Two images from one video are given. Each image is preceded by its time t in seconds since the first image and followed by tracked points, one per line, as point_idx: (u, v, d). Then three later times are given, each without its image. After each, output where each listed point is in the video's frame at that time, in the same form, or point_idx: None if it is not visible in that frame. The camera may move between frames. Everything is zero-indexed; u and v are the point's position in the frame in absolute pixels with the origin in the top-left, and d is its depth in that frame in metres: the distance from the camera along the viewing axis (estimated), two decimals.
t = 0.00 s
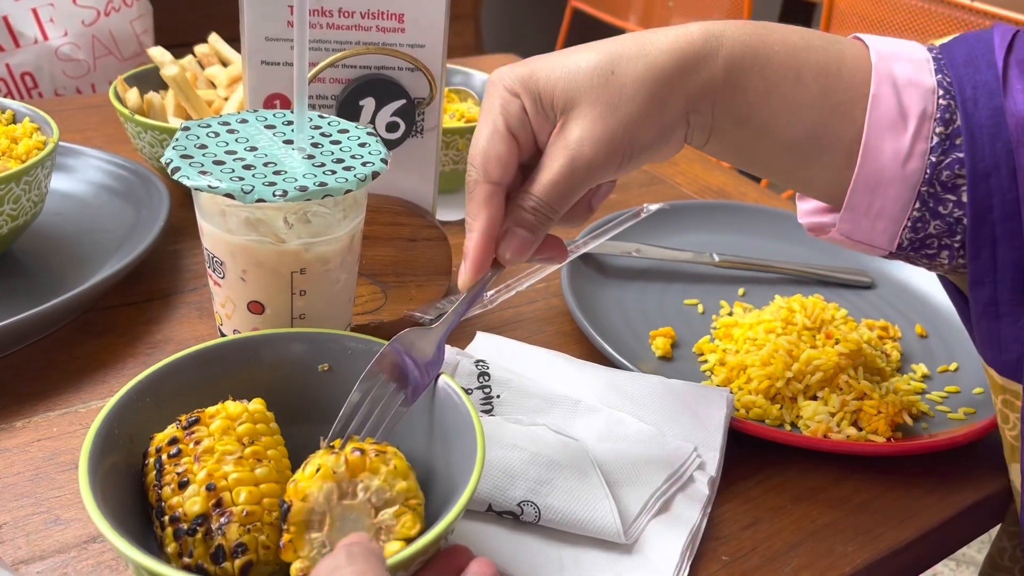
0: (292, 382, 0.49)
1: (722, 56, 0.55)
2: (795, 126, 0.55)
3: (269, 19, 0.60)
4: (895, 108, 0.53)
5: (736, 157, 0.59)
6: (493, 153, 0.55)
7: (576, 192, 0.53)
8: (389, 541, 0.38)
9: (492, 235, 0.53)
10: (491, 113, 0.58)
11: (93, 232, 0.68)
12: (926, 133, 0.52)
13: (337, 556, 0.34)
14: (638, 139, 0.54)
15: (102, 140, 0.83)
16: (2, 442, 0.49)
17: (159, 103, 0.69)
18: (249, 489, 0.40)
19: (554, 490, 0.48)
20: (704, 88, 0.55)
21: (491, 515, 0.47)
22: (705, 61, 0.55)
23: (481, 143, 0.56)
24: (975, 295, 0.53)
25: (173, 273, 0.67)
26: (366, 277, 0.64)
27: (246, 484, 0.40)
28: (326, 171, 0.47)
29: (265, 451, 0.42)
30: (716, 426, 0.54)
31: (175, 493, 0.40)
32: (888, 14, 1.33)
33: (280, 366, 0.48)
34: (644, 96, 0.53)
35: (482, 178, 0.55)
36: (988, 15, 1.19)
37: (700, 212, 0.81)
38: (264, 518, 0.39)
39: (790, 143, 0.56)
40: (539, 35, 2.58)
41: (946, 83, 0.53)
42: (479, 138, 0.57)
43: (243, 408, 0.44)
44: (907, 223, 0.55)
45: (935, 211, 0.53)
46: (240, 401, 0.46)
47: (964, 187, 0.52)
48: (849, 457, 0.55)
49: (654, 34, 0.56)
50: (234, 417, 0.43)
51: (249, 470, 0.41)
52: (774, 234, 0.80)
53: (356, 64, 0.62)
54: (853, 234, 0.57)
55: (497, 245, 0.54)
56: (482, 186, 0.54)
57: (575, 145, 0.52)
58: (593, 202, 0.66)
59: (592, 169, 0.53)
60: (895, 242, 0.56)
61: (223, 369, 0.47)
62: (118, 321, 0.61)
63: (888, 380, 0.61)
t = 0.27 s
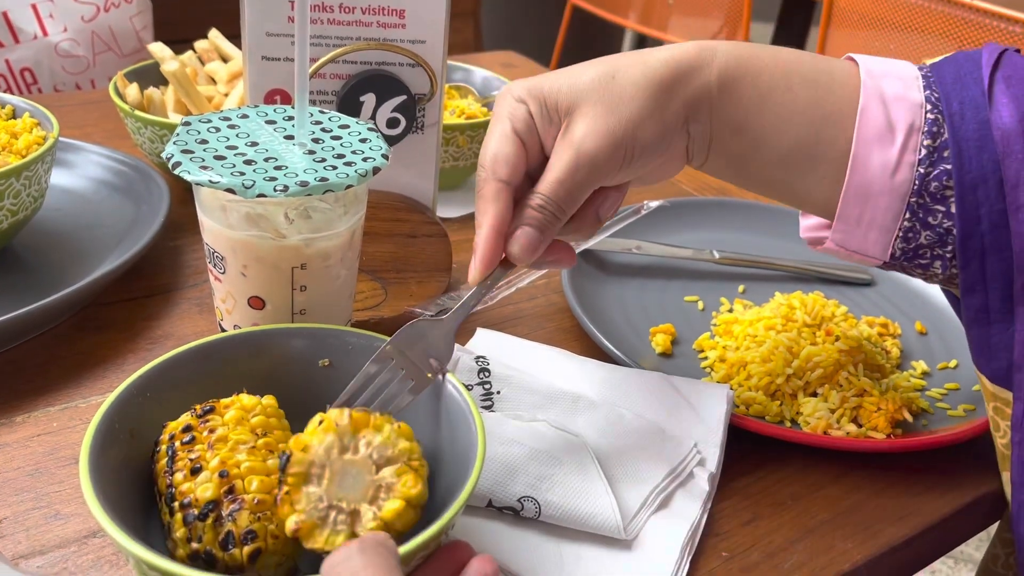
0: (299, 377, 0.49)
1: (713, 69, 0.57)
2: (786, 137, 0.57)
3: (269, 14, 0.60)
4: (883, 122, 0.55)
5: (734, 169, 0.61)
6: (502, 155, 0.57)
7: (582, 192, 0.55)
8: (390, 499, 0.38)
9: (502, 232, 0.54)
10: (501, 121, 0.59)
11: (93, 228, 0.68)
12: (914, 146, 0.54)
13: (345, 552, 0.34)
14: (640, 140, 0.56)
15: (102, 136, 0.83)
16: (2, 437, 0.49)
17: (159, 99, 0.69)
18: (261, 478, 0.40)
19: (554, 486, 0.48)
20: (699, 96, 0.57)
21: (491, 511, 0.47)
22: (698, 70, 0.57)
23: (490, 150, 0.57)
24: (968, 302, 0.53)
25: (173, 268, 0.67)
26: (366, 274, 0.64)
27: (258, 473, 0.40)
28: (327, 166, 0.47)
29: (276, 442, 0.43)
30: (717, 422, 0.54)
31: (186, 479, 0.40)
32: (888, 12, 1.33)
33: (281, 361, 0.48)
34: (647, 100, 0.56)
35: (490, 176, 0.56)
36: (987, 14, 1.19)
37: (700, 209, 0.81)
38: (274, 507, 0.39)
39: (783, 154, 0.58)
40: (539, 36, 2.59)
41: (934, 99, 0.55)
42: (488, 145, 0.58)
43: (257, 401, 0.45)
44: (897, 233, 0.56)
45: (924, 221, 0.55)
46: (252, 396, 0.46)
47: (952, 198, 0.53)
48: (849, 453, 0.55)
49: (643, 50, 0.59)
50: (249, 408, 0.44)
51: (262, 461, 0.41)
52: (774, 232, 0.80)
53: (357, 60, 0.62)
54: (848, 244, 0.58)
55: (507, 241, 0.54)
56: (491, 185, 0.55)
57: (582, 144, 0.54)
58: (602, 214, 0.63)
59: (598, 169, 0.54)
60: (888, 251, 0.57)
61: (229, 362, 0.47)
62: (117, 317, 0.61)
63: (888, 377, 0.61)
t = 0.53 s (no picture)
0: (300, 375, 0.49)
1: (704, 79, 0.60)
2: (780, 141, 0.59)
3: (268, 13, 0.60)
4: (868, 130, 0.56)
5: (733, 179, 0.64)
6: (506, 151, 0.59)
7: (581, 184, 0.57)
8: (368, 431, 0.38)
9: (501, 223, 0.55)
10: (507, 123, 0.61)
11: (92, 226, 0.68)
12: (899, 154, 0.55)
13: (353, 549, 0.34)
14: (636, 134, 0.59)
15: (101, 134, 0.83)
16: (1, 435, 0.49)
17: (158, 97, 0.69)
18: (266, 474, 0.40)
19: (552, 484, 0.48)
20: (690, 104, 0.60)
21: (489, 509, 0.48)
22: (691, 77, 0.60)
23: (495, 146, 0.60)
24: (956, 307, 0.53)
25: (172, 267, 0.67)
26: (365, 272, 0.65)
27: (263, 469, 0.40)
28: (326, 165, 0.47)
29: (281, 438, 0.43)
30: (714, 421, 0.55)
31: (191, 473, 0.40)
32: (888, 11, 1.33)
33: (281, 360, 0.48)
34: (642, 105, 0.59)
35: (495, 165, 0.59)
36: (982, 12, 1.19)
37: (698, 209, 0.81)
38: (279, 503, 0.39)
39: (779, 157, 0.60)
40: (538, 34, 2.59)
41: (919, 109, 0.56)
42: (493, 146, 0.60)
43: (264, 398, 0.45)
44: (886, 239, 0.57)
45: (911, 227, 0.56)
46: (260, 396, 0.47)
47: (937, 205, 0.54)
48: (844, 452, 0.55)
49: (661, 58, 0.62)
50: (255, 406, 0.45)
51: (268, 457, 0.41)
52: (772, 231, 0.81)
53: (356, 59, 0.62)
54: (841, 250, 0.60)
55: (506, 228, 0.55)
56: (495, 177, 0.57)
57: (578, 139, 0.56)
58: (604, 211, 0.64)
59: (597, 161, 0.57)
60: (878, 258, 0.58)
61: (231, 360, 0.47)
62: (117, 315, 0.61)
63: (885, 377, 0.62)
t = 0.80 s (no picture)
0: (291, 377, 0.49)
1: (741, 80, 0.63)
2: (816, 141, 0.61)
3: (266, 11, 0.60)
4: (895, 135, 0.58)
5: (761, 182, 0.67)
6: (542, 135, 0.61)
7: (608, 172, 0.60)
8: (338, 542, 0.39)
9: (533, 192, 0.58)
10: (540, 112, 0.63)
11: (90, 223, 0.67)
12: (926, 157, 0.57)
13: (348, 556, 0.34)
14: (671, 125, 0.62)
15: (98, 131, 0.83)
16: None
17: (156, 95, 0.69)
18: (253, 475, 0.41)
19: (550, 483, 0.48)
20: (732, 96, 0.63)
21: (487, 508, 0.48)
22: (725, 76, 0.63)
23: (533, 125, 0.63)
24: (975, 309, 0.53)
25: (170, 265, 0.67)
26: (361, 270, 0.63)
27: (251, 471, 0.41)
28: (324, 163, 0.47)
29: (274, 440, 0.43)
30: (711, 420, 0.55)
31: (181, 471, 0.40)
32: (887, 9, 1.33)
33: (277, 359, 0.48)
34: (681, 93, 0.62)
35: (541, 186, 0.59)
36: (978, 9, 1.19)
37: (696, 207, 0.81)
38: (263, 506, 0.40)
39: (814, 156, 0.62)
40: (537, 33, 2.59)
41: (946, 116, 0.58)
42: (533, 125, 0.63)
43: (262, 401, 0.45)
44: (910, 242, 0.59)
45: (935, 230, 0.58)
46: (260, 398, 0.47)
47: (962, 208, 0.56)
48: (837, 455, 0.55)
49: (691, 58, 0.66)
50: (250, 407, 0.45)
51: (256, 459, 0.42)
52: (770, 230, 0.81)
53: (354, 57, 0.62)
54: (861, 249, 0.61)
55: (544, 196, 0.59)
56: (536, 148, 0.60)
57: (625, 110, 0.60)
58: (635, 204, 0.67)
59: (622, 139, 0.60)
60: (901, 259, 0.60)
61: (226, 360, 0.47)
62: (114, 313, 0.61)
63: (882, 376, 0.62)
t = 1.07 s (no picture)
0: (286, 376, 0.49)
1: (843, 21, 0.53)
2: (888, 109, 0.55)
3: (263, 10, 0.60)
4: (975, 103, 0.54)
5: (810, 117, 0.57)
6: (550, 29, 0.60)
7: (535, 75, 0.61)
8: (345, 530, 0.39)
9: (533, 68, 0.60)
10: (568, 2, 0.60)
11: (87, 222, 0.68)
12: (999, 133, 0.54)
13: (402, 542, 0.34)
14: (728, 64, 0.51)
15: (95, 130, 0.83)
16: None
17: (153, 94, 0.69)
18: (248, 474, 0.41)
19: (545, 482, 0.48)
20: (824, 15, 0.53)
21: (481, 506, 0.48)
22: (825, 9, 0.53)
23: None
24: (1008, 305, 0.55)
25: (166, 264, 0.67)
26: (360, 270, 0.65)
27: (245, 469, 0.41)
28: (320, 163, 0.47)
29: (268, 438, 0.44)
30: (705, 418, 0.55)
31: (176, 469, 0.41)
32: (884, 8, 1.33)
33: (272, 358, 0.48)
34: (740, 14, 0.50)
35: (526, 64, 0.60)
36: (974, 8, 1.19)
37: (692, 207, 0.81)
38: (257, 504, 0.40)
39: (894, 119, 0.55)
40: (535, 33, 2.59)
41: None
42: None
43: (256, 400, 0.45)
44: (958, 220, 0.56)
45: (988, 211, 0.55)
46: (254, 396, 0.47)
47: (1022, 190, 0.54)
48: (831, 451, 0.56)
49: None
50: (245, 406, 0.45)
51: (250, 458, 0.42)
52: (766, 230, 0.81)
53: (351, 56, 0.63)
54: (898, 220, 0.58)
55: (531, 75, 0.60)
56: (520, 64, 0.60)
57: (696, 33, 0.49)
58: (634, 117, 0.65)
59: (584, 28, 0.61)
60: (942, 235, 0.57)
61: (221, 359, 0.47)
62: (111, 311, 0.61)
63: (877, 375, 0.62)
